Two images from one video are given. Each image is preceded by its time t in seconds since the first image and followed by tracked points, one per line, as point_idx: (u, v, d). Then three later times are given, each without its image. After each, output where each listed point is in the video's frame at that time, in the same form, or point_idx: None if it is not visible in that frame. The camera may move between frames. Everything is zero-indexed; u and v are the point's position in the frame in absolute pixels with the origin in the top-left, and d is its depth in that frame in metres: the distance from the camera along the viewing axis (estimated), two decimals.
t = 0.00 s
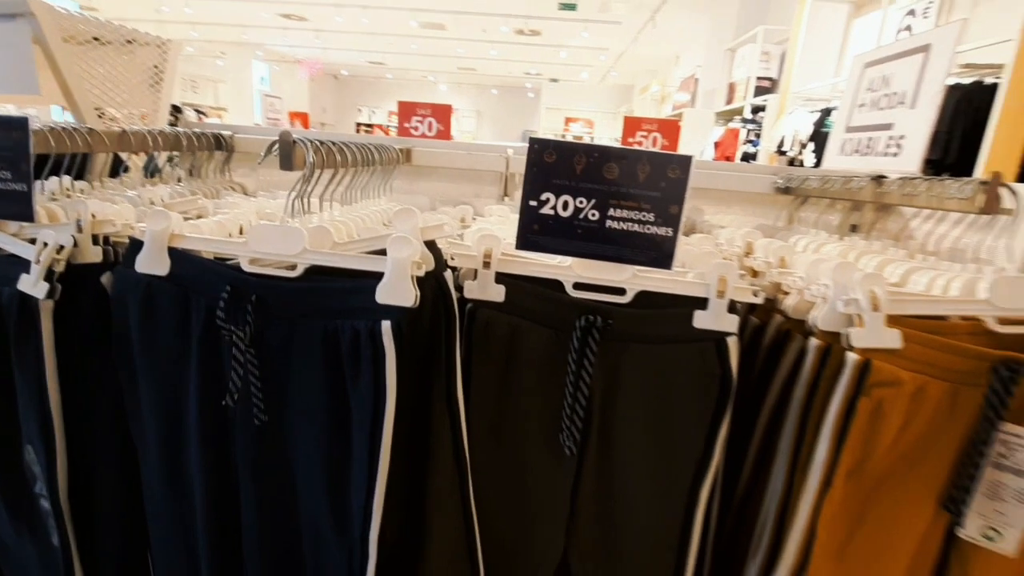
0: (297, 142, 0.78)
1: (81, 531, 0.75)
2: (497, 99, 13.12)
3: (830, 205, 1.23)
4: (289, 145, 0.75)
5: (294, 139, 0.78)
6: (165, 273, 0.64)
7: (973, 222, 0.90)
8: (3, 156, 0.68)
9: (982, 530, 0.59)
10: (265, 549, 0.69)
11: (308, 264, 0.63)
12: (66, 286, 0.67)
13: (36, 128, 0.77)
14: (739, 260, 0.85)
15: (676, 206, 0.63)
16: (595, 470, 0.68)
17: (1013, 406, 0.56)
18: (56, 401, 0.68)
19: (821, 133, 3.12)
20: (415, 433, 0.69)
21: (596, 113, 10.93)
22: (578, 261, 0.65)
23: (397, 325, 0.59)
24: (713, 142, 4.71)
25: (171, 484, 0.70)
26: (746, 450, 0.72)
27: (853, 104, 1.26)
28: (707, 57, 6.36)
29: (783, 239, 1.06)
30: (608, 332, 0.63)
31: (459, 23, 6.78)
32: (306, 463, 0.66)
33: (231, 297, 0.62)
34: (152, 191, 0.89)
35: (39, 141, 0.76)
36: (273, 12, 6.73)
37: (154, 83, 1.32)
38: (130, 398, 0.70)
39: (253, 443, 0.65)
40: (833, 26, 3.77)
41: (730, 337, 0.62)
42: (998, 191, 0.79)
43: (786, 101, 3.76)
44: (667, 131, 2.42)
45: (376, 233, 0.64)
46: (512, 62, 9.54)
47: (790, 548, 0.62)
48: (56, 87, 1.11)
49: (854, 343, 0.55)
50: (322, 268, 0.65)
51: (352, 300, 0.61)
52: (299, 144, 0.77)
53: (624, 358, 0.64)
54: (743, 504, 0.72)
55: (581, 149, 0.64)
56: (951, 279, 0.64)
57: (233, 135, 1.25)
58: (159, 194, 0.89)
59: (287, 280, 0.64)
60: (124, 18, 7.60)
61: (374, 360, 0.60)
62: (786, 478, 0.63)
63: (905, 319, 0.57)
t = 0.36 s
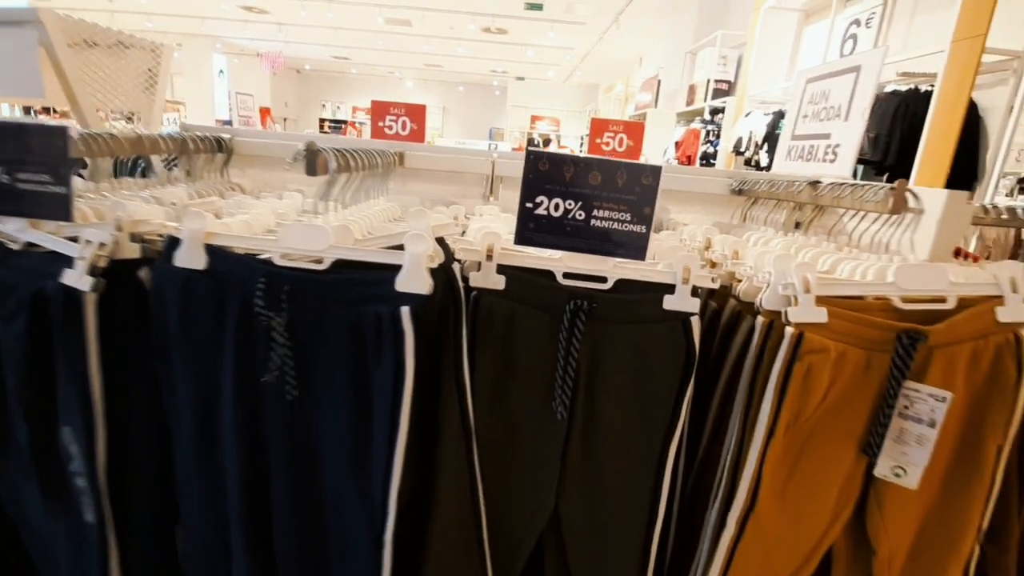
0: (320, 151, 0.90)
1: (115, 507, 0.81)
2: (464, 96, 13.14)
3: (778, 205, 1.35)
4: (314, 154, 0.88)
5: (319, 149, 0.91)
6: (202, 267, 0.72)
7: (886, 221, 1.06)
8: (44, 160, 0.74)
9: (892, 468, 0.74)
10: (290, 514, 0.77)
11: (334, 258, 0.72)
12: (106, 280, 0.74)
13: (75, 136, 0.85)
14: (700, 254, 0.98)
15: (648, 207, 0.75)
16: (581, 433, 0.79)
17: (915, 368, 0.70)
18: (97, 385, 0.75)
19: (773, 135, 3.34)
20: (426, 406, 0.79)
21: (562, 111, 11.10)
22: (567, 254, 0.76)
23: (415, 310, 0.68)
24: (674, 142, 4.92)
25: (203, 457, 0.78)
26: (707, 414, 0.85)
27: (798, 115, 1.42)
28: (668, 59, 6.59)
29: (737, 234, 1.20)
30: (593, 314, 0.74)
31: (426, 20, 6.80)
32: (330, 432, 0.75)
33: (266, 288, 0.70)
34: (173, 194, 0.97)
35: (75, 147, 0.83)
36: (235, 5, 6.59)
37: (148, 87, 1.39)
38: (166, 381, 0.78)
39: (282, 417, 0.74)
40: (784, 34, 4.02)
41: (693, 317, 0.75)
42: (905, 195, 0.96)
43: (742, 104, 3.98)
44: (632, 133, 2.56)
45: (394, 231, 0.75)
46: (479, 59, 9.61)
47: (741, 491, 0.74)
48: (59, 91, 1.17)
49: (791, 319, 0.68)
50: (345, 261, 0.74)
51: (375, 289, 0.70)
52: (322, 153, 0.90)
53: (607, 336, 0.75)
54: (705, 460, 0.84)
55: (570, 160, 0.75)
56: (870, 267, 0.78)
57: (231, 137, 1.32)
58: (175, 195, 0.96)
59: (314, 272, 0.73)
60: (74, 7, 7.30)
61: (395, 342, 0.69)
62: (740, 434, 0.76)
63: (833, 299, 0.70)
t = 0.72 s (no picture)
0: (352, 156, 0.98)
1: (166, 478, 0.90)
2: (451, 93, 13.18)
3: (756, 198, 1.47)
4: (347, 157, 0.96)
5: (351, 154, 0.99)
6: (250, 259, 0.81)
7: (850, 212, 1.18)
8: (103, 164, 0.83)
9: (852, 424, 0.85)
10: (328, 477, 0.87)
11: (367, 249, 0.82)
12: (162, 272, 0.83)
13: (131, 143, 0.94)
14: (686, 244, 1.10)
15: (641, 202, 0.87)
16: (585, 402, 0.90)
17: (870, 337, 0.82)
18: (154, 366, 0.83)
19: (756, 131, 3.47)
20: (448, 379, 0.90)
21: (550, 108, 11.21)
22: (571, 244, 0.87)
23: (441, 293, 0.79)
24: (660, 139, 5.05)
25: (249, 429, 0.87)
26: (695, 384, 0.96)
27: (775, 116, 1.54)
28: (654, 56, 6.72)
29: (720, 226, 1.32)
30: (595, 296, 0.85)
31: (414, 18, 6.86)
32: (364, 403, 0.84)
33: (310, 276, 0.80)
34: (209, 194, 1.07)
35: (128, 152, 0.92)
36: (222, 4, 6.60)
37: (169, 93, 1.47)
38: (214, 362, 0.87)
39: (321, 390, 0.83)
40: (766, 33, 4.16)
41: (681, 297, 0.87)
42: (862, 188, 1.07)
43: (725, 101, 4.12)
44: (621, 131, 2.67)
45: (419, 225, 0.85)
46: (466, 57, 9.67)
47: (724, 448, 0.85)
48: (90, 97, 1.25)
49: (765, 297, 0.80)
50: (376, 252, 0.84)
51: (405, 276, 0.80)
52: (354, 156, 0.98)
53: (606, 315, 0.86)
54: (694, 424, 0.96)
55: (574, 161, 0.86)
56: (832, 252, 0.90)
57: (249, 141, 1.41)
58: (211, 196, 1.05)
59: (350, 262, 0.83)
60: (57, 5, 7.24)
61: (423, 321, 0.79)
62: (723, 399, 0.87)
63: (799, 279, 0.82)
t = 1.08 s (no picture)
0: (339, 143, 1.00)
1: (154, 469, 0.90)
2: (437, 87, 13.10)
3: (739, 184, 1.49)
4: (333, 144, 0.98)
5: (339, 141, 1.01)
6: (236, 246, 0.81)
7: (831, 197, 1.20)
8: (84, 153, 0.82)
9: (834, 403, 0.87)
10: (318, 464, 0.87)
11: (354, 235, 0.82)
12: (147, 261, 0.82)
13: (113, 131, 0.93)
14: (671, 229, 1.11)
15: (627, 186, 0.88)
16: (573, 386, 0.91)
17: (850, 317, 0.84)
18: (139, 356, 0.83)
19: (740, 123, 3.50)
20: (437, 366, 0.90)
21: (537, 102, 11.19)
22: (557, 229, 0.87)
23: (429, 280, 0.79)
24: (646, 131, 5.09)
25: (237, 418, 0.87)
26: (682, 368, 0.98)
27: (757, 104, 1.56)
28: (640, 49, 6.74)
29: (704, 213, 1.33)
30: (582, 281, 0.86)
31: (397, 12, 6.80)
32: (354, 390, 0.85)
33: (296, 263, 0.80)
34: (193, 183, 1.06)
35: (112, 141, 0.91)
36: None
37: (149, 85, 1.45)
38: (201, 352, 0.86)
39: (310, 378, 0.83)
40: (749, 25, 4.19)
41: (666, 281, 0.88)
42: (842, 172, 1.09)
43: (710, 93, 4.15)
44: (607, 123, 2.69)
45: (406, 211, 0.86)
46: (451, 50, 9.61)
47: (710, 428, 0.86)
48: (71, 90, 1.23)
49: (747, 279, 0.81)
50: (364, 239, 0.84)
51: (392, 263, 0.80)
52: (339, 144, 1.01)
53: (594, 300, 0.87)
54: (680, 407, 0.97)
55: (559, 146, 0.87)
56: (814, 234, 0.92)
57: (232, 131, 1.39)
58: (195, 185, 1.04)
59: (337, 249, 0.83)
60: None
61: (411, 307, 0.80)
62: (708, 380, 0.88)
63: (781, 261, 0.83)
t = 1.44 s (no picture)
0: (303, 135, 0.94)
1: (111, 490, 0.83)
2: (425, 82, 12.96)
3: (734, 176, 1.43)
4: (297, 136, 0.93)
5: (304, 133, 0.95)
6: (192, 249, 0.74)
7: (831, 187, 1.15)
8: (22, 149, 0.75)
9: (839, 407, 0.82)
10: (289, 483, 0.81)
11: (321, 236, 0.75)
12: (94, 266, 0.75)
13: (51, 126, 0.84)
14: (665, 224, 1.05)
15: (616, 178, 0.82)
16: (562, 394, 0.85)
17: (856, 316, 0.79)
18: (88, 370, 0.76)
19: (731, 115, 3.46)
20: (416, 375, 0.84)
21: (526, 96, 11.10)
22: (543, 226, 0.81)
23: (403, 283, 0.72)
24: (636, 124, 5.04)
25: (199, 435, 0.80)
26: (677, 371, 0.92)
27: (751, 93, 1.50)
28: (629, 42, 6.68)
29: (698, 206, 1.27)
30: (570, 281, 0.80)
31: (383, 5, 6.70)
32: (325, 404, 0.78)
33: (257, 266, 0.73)
34: (151, 180, 0.99)
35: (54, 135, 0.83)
36: None
37: (110, 76, 1.36)
38: (157, 364, 0.79)
39: (276, 391, 0.77)
40: (738, 15, 4.14)
41: (660, 279, 0.82)
42: (843, 161, 1.04)
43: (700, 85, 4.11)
44: (597, 115, 2.63)
45: (378, 208, 0.79)
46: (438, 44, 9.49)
47: (708, 437, 0.81)
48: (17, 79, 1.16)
49: (747, 276, 0.75)
50: (332, 239, 0.77)
51: (363, 265, 0.74)
52: (304, 136, 0.95)
53: (583, 301, 0.81)
54: (676, 412, 0.92)
55: (543, 135, 0.80)
56: (816, 228, 0.87)
57: (199, 126, 1.32)
58: (154, 183, 0.97)
59: (303, 250, 0.77)
60: None
61: (385, 313, 0.73)
62: (706, 385, 0.83)
63: (783, 257, 0.78)
